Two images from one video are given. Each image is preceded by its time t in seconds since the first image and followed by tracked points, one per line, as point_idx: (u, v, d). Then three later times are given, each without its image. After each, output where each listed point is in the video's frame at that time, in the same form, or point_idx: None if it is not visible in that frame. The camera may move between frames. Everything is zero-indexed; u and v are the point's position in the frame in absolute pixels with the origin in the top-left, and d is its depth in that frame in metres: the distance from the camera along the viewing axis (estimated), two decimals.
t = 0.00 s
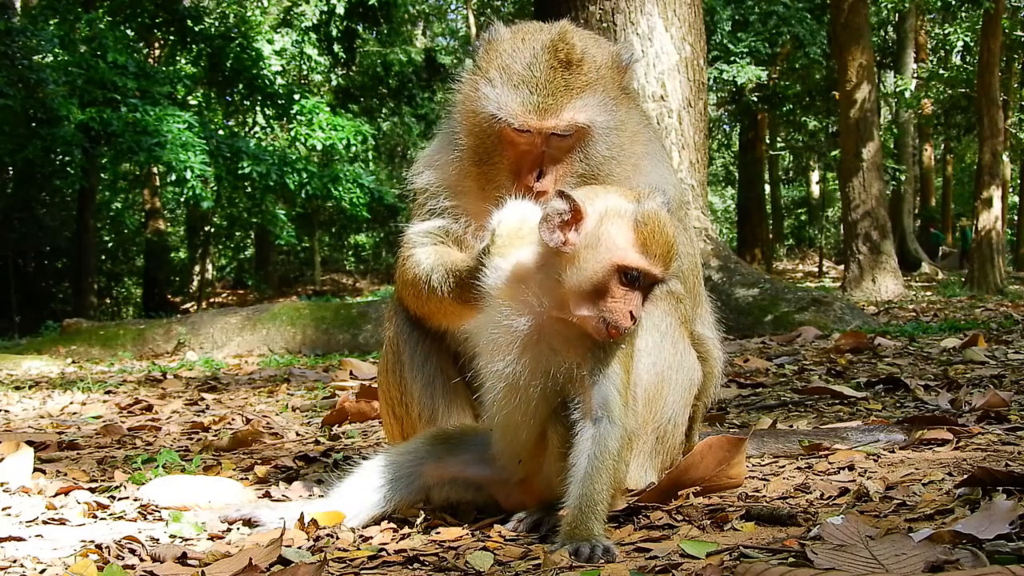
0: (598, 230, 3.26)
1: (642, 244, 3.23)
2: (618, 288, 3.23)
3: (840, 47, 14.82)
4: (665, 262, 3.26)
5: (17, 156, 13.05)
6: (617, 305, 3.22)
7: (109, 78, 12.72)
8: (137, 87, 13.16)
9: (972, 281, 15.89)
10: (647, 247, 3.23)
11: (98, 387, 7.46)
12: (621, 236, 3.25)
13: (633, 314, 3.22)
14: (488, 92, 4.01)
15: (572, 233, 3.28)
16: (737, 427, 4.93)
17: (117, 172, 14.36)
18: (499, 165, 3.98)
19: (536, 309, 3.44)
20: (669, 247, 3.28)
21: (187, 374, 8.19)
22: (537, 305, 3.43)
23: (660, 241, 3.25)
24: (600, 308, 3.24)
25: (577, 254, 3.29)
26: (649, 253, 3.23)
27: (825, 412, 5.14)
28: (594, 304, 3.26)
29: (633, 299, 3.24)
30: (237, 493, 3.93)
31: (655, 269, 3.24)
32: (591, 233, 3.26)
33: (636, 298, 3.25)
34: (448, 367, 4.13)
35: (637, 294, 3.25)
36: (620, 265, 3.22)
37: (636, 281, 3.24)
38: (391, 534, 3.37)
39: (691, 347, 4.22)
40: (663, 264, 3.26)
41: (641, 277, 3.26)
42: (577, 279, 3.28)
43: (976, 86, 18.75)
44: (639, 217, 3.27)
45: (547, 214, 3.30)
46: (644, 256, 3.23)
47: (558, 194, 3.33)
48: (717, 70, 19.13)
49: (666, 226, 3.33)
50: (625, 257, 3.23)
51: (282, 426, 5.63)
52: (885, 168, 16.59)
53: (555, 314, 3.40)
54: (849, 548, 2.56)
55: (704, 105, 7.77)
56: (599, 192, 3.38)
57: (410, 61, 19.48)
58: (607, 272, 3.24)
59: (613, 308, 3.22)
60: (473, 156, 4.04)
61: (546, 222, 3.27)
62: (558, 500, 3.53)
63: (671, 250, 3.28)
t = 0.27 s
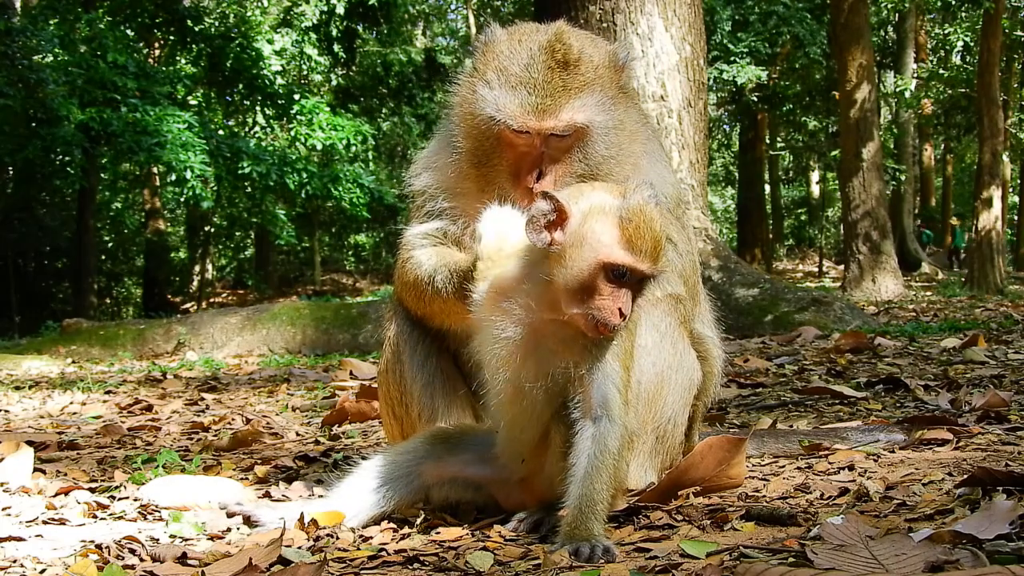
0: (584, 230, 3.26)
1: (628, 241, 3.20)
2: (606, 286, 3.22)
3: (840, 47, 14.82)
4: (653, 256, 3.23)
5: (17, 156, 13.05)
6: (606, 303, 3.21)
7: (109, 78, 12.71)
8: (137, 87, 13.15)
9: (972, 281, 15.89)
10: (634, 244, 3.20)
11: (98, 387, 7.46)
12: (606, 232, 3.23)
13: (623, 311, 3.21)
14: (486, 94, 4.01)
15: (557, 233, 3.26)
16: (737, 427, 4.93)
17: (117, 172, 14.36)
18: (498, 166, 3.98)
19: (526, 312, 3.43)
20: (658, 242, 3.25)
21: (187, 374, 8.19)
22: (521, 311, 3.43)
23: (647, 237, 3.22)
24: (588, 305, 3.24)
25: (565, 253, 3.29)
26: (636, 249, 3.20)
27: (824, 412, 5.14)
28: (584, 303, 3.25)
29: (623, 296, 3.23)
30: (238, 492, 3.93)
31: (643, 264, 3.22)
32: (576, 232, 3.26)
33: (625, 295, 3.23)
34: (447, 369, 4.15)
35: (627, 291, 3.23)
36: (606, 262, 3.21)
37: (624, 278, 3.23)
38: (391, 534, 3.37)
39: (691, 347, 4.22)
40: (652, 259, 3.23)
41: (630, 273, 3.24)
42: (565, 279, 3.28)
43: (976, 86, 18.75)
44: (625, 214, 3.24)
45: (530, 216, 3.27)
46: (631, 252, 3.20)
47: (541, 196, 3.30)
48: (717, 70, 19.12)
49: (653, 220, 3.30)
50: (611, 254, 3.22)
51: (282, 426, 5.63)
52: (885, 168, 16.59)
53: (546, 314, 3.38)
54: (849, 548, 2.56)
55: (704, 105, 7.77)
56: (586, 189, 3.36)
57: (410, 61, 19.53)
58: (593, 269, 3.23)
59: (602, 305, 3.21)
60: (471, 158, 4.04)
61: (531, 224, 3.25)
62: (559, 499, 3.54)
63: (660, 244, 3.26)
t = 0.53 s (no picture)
0: (576, 225, 3.29)
1: (619, 237, 3.23)
2: (597, 282, 3.26)
3: (841, 47, 14.83)
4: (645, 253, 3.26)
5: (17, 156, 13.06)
6: (597, 300, 3.23)
7: (109, 78, 12.71)
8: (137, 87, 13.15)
9: (972, 281, 15.90)
10: (626, 242, 3.23)
11: (98, 387, 7.46)
12: (597, 227, 3.27)
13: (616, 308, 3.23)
14: (486, 96, 4.01)
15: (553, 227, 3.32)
16: (736, 427, 4.93)
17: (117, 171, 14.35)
18: (500, 168, 3.98)
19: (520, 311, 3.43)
20: (650, 239, 3.28)
21: (187, 374, 8.18)
22: (514, 310, 3.44)
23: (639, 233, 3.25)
24: (580, 303, 3.25)
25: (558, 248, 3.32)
26: (628, 246, 3.23)
27: (824, 412, 5.14)
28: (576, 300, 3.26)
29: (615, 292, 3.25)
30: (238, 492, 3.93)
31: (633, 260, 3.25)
32: (569, 227, 3.30)
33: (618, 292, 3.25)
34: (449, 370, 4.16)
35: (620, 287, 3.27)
36: (598, 258, 3.25)
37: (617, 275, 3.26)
38: (391, 534, 3.37)
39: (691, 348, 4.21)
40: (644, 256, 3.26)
41: (621, 270, 3.27)
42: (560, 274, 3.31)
43: (975, 86, 18.75)
44: (617, 211, 3.26)
45: (525, 211, 3.33)
46: (622, 249, 3.23)
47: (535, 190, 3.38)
48: (717, 70, 19.11)
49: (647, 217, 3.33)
50: (603, 250, 3.24)
51: (282, 426, 5.63)
52: (885, 168, 16.59)
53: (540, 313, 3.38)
54: (849, 548, 2.56)
55: (704, 105, 7.77)
56: (580, 186, 3.39)
57: (410, 61, 19.55)
58: (585, 266, 3.27)
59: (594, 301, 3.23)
60: (472, 160, 4.04)
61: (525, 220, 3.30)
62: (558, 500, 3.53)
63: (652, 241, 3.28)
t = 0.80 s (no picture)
0: (557, 232, 3.24)
1: (601, 239, 3.16)
2: (587, 287, 3.20)
3: (841, 47, 14.83)
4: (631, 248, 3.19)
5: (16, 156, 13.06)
6: (590, 303, 3.18)
7: (109, 78, 12.71)
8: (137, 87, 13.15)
9: (972, 281, 15.91)
10: (608, 242, 3.16)
11: (98, 387, 7.46)
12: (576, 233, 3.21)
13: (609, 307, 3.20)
14: (486, 104, 4.02)
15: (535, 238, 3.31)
16: (736, 427, 4.93)
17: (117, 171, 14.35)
18: (502, 173, 3.98)
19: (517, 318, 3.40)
20: (632, 233, 3.19)
21: (187, 374, 8.19)
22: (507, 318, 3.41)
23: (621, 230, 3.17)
24: (574, 309, 3.21)
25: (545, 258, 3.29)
26: (609, 246, 3.16)
27: (824, 412, 5.14)
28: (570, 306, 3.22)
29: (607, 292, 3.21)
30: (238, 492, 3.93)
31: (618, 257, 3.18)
32: (551, 236, 3.26)
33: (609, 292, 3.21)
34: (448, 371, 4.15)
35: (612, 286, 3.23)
36: (582, 262, 3.20)
37: (604, 274, 3.21)
38: (391, 534, 3.37)
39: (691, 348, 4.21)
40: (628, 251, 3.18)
41: (607, 268, 3.22)
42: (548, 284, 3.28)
43: (975, 86, 18.76)
44: (596, 211, 3.20)
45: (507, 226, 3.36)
46: (604, 249, 3.17)
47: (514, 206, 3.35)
48: (717, 70, 19.11)
49: (628, 212, 3.24)
50: (585, 254, 3.20)
51: (282, 426, 5.63)
52: (885, 168, 16.59)
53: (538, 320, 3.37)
54: (849, 548, 2.56)
55: (704, 105, 7.77)
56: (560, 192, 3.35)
57: (410, 61, 19.57)
58: (571, 272, 3.22)
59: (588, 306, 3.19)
60: (473, 167, 4.05)
61: (508, 232, 3.34)
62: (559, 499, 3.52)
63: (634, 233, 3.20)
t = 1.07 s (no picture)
0: (535, 232, 3.38)
1: (575, 239, 3.26)
2: (564, 286, 3.32)
3: (841, 47, 14.83)
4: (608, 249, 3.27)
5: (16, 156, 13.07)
6: (566, 303, 3.29)
7: (109, 78, 12.71)
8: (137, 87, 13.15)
9: (972, 281, 15.91)
10: (584, 243, 3.25)
11: (98, 387, 7.46)
12: (551, 232, 3.33)
13: (585, 306, 3.28)
14: (482, 115, 4.01)
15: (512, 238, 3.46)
16: (736, 427, 4.93)
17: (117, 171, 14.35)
18: (505, 182, 3.99)
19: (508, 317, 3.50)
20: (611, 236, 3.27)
21: (187, 374, 8.18)
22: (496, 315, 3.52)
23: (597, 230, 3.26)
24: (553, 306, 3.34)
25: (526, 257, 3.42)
26: (584, 246, 3.26)
27: (824, 412, 5.14)
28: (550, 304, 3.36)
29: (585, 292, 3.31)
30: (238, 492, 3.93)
31: (592, 257, 3.27)
32: (528, 235, 3.39)
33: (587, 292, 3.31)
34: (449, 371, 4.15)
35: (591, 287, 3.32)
36: (557, 262, 3.32)
37: (581, 275, 3.31)
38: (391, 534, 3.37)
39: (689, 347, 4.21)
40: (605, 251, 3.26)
41: (584, 269, 3.31)
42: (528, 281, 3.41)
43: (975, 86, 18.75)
44: (573, 211, 3.32)
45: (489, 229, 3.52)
46: (577, 248, 3.28)
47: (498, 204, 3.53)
48: (717, 70, 19.10)
49: (606, 211, 3.34)
50: (562, 254, 3.31)
51: (282, 426, 5.63)
52: (885, 168, 16.59)
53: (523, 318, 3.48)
54: (849, 548, 2.56)
55: (704, 105, 7.77)
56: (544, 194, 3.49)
57: (410, 61, 19.59)
58: (549, 271, 3.35)
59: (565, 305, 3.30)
60: (475, 178, 4.06)
61: (488, 232, 3.51)
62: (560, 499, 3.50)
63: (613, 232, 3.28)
